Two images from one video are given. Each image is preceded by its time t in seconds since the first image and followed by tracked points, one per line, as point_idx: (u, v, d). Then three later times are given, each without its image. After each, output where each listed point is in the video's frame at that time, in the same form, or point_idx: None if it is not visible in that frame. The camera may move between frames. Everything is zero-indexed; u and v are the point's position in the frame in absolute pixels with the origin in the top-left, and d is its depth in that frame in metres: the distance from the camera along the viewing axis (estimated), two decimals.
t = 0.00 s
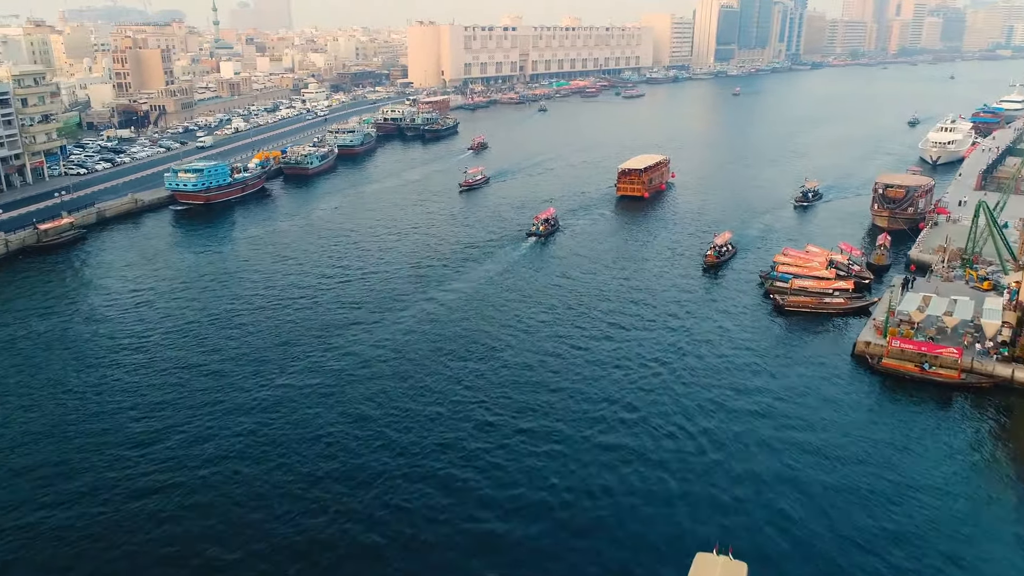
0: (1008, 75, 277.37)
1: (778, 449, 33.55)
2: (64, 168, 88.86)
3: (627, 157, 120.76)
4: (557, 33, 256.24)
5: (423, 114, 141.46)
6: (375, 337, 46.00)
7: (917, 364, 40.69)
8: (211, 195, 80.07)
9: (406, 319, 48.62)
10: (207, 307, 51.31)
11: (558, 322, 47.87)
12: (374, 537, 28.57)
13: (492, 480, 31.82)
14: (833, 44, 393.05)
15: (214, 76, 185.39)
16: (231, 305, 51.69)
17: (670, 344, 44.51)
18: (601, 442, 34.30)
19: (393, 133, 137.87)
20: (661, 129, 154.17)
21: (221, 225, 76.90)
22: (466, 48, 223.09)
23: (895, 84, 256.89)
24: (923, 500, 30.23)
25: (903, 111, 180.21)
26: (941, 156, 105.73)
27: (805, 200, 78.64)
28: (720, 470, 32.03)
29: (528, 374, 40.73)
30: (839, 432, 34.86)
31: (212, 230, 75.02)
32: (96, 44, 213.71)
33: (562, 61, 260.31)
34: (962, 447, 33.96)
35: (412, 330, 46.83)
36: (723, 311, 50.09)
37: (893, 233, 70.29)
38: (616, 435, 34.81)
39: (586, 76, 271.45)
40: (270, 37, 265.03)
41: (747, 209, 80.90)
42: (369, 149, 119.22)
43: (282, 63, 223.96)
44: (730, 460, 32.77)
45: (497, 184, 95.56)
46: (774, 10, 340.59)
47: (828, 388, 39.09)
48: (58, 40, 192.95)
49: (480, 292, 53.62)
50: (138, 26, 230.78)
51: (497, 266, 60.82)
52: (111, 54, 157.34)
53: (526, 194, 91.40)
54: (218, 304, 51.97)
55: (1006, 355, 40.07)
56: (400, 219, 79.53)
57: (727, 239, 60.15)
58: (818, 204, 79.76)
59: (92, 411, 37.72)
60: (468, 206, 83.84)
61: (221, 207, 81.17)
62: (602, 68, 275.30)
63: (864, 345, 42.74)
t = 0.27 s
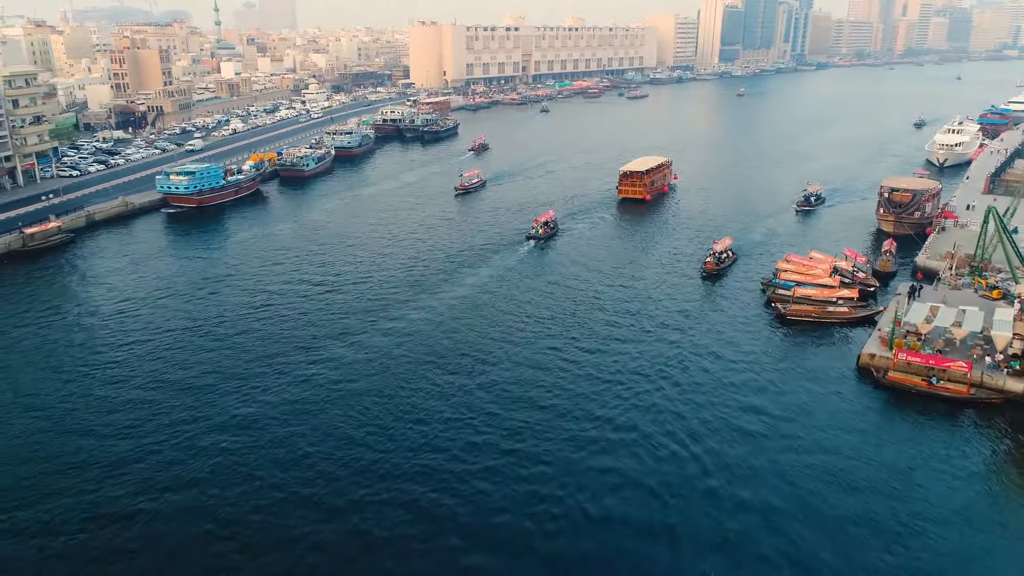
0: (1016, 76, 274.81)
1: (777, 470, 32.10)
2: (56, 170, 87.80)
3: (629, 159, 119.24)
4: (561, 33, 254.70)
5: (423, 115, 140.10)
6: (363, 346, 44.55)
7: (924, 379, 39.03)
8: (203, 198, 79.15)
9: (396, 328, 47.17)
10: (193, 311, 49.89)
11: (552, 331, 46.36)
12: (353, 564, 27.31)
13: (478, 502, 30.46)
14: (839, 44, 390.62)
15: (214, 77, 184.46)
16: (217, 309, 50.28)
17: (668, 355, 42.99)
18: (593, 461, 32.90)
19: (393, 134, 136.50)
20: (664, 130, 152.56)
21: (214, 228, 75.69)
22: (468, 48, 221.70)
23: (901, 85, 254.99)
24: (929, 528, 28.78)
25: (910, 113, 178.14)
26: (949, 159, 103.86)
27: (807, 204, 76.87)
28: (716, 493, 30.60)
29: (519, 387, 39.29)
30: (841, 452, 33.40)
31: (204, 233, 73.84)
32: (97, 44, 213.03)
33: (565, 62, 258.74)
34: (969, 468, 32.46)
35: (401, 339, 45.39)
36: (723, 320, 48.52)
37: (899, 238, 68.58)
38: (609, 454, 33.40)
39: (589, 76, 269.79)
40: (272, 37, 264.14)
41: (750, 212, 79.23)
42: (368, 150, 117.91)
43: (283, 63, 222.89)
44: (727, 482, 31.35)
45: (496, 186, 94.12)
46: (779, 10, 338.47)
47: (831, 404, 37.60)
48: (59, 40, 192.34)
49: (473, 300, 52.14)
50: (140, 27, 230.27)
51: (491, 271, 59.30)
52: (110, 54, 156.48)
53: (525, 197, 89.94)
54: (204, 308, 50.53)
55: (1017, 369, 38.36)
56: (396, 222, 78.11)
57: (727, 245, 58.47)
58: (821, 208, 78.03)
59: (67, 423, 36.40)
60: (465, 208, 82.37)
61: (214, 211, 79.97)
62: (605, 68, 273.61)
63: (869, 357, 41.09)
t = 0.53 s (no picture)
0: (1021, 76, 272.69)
1: (776, 491, 30.79)
2: (47, 172, 86.72)
3: (628, 160, 117.95)
4: (562, 33, 253.25)
5: (421, 115, 138.80)
6: (350, 355, 43.25)
7: (929, 391, 37.63)
8: (194, 200, 78.00)
9: (385, 336, 45.86)
10: (178, 317, 48.66)
11: (546, 340, 45.02)
12: None
13: (464, 525, 29.17)
14: (842, 45, 388.77)
15: (212, 77, 183.31)
16: (203, 316, 49.04)
17: (664, 365, 41.61)
18: (585, 481, 31.58)
19: (390, 135, 135.22)
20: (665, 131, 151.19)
21: (206, 231, 74.48)
22: (468, 49, 220.33)
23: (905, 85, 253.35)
24: (935, 554, 27.48)
25: (913, 113, 176.46)
26: (953, 160, 102.37)
27: (808, 207, 75.29)
28: (713, 517, 29.27)
29: (509, 400, 37.99)
30: (843, 471, 32.06)
31: (194, 236, 72.60)
32: (96, 44, 212.01)
33: (566, 62, 257.31)
34: (977, 488, 31.14)
35: (390, 348, 44.09)
36: (722, 327, 47.12)
37: (902, 242, 67.22)
38: (602, 473, 32.07)
39: (590, 77, 268.39)
40: (271, 37, 262.98)
41: (750, 215, 77.72)
42: (365, 151, 116.74)
43: (282, 64, 221.69)
44: (724, 504, 30.02)
45: (493, 189, 92.79)
46: (782, 10, 336.71)
47: (833, 417, 36.25)
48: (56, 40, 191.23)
49: (465, 306, 50.79)
50: (139, 28, 229.47)
51: (485, 275, 57.94)
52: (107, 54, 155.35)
53: (522, 199, 88.61)
54: (189, 314, 49.24)
55: None
56: (389, 223, 76.75)
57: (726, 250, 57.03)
58: (822, 211, 76.55)
59: (43, 436, 35.20)
60: (461, 211, 81.06)
61: (205, 213, 78.83)
62: (607, 68, 272.22)
63: (872, 368, 39.73)
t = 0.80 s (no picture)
0: None
1: (778, 521, 29.04)
2: (38, 174, 85.38)
3: (629, 162, 116.37)
4: (564, 33, 251.54)
5: (420, 116, 137.21)
6: (333, 369, 41.64)
7: (936, 408, 36.00)
8: (184, 204, 76.55)
9: (371, 348, 44.23)
10: (158, 328, 47.07)
11: (538, 352, 43.33)
12: None
13: (446, 557, 27.47)
14: (846, 45, 386.36)
15: (210, 78, 182.01)
16: (185, 326, 47.46)
17: (660, 380, 39.86)
18: (575, 509, 29.84)
19: (388, 136, 133.76)
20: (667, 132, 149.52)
21: (197, 235, 72.97)
22: (469, 49, 218.73)
23: (910, 86, 251.19)
24: None
25: (918, 115, 174.56)
26: (959, 163, 100.50)
27: (810, 211, 73.30)
28: (710, 550, 27.52)
29: (499, 416, 36.55)
30: (848, 498, 30.32)
31: (184, 241, 71.08)
32: (96, 45, 210.98)
33: (568, 62, 255.60)
34: (989, 516, 29.41)
35: (375, 362, 42.45)
36: (721, 338, 45.34)
37: (907, 247, 65.58)
38: (594, 501, 30.32)
39: (592, 77, 266.68)
40: (272, 37, 261.72)
41: (752, 220, 75.88)
42: (362, 153, 115.34)
43: (282, 64, 220.36)
44: (722, 535, 28.26)
45: (490, 192, 91.13)
46: (786, 10, 334.41)
47: (836, 437, 34.49)
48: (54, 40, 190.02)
49: (455, 315, 49.11)
50: (138, 28, 228.20)
51: (477, 282, 56.26)
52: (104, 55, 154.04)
53: (519, 203, 86.95)
54: (170, 325, 47.68)
55: None
56: (383, 227, 75.15)
57: (724, 257, 55.26)
58: (824, 215, 74.66)
59: (7, 456, 33.62)
60: (457, 215, 79.39)
61: (196, 217, 77.44)
62: (609, 69, 270.45)
63: (876, 382, 38.01)
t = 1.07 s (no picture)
0: None
1: (779, 554, 27.39)
2: (28, 176, 84.14)
3: (630, 164, 114.78)
4: (566, 33, 249.89)
5: (419, 117, 135.74)
6: (314, 384, 40.12)
7: (945, 427, 34.36)
8: (175, 207, 75.21)
9: (353, 361, 42.65)
10: (135, 338, 45.76)
11: (529, 365, 41.69)
12: None
13: None
14: (851, 45, 383.98)
15: (210, 78, 180.81)
16: (163, 336, 46.09)
17: (657, 397, 38.16)
18: (565, 541, 28.19)
19: (387, 138, 132.39)
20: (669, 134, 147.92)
21: (189, 239, 71.65)
22: (471, 49, 217.34)
23: (915, 86, 249.28)
24: None
25: (924, 116, 172.66)
26: (966, 165, 98.67)
27: (811, 216, 71.33)
28: None
29: (488, 434, 35.05)
30: (854, 528, 28.67)
31: (174, 245, 69.73)
32: (96, 45, 210.19)
33: (571, 63, 253.99)
34: (1003, 547, 27.81)
35: (360, 376, 40.91)
36: (721, 350, 43.62)
37: (913, 253, 63.88)
38: (585, 531, 28.67)
39: (596, 78, 265.07)
40: (273, 37, 260.50)
41: (754, 224, 74.07)
42: (360, 154, 113.96)
43: (283, 64, 219.24)
44: (720, 570, 26.59)
45: (488, 195, 89.59)
46: (790, 10, 332.25)
47: (841, 460, 32.82)
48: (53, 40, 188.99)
49: (445, 325, 47.51)
50: (138, 28, 227.32)
51: (469, 289, 54.62)
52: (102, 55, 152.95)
53: (517, 206, 85.40)
54: (148, 334, 46.33)
55: None
56: (377, 231, 73.65)
57: (723, 264, 53.63)
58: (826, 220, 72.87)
59: None
60: (452, 219, 77.83)
61: (188, 220, 76.16)
62: (612, 69, 268.77)
63: (882, 399, 36.38)
